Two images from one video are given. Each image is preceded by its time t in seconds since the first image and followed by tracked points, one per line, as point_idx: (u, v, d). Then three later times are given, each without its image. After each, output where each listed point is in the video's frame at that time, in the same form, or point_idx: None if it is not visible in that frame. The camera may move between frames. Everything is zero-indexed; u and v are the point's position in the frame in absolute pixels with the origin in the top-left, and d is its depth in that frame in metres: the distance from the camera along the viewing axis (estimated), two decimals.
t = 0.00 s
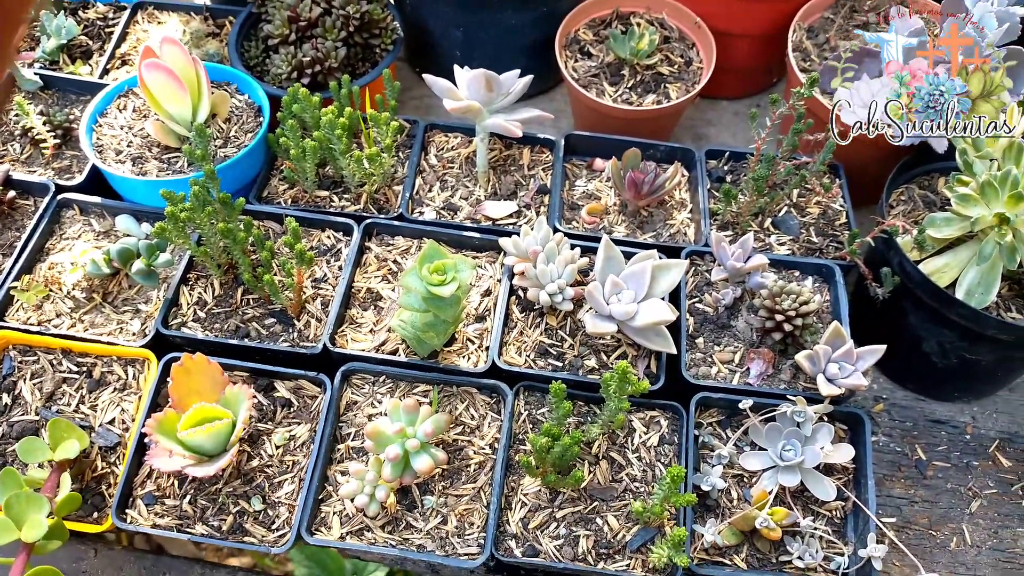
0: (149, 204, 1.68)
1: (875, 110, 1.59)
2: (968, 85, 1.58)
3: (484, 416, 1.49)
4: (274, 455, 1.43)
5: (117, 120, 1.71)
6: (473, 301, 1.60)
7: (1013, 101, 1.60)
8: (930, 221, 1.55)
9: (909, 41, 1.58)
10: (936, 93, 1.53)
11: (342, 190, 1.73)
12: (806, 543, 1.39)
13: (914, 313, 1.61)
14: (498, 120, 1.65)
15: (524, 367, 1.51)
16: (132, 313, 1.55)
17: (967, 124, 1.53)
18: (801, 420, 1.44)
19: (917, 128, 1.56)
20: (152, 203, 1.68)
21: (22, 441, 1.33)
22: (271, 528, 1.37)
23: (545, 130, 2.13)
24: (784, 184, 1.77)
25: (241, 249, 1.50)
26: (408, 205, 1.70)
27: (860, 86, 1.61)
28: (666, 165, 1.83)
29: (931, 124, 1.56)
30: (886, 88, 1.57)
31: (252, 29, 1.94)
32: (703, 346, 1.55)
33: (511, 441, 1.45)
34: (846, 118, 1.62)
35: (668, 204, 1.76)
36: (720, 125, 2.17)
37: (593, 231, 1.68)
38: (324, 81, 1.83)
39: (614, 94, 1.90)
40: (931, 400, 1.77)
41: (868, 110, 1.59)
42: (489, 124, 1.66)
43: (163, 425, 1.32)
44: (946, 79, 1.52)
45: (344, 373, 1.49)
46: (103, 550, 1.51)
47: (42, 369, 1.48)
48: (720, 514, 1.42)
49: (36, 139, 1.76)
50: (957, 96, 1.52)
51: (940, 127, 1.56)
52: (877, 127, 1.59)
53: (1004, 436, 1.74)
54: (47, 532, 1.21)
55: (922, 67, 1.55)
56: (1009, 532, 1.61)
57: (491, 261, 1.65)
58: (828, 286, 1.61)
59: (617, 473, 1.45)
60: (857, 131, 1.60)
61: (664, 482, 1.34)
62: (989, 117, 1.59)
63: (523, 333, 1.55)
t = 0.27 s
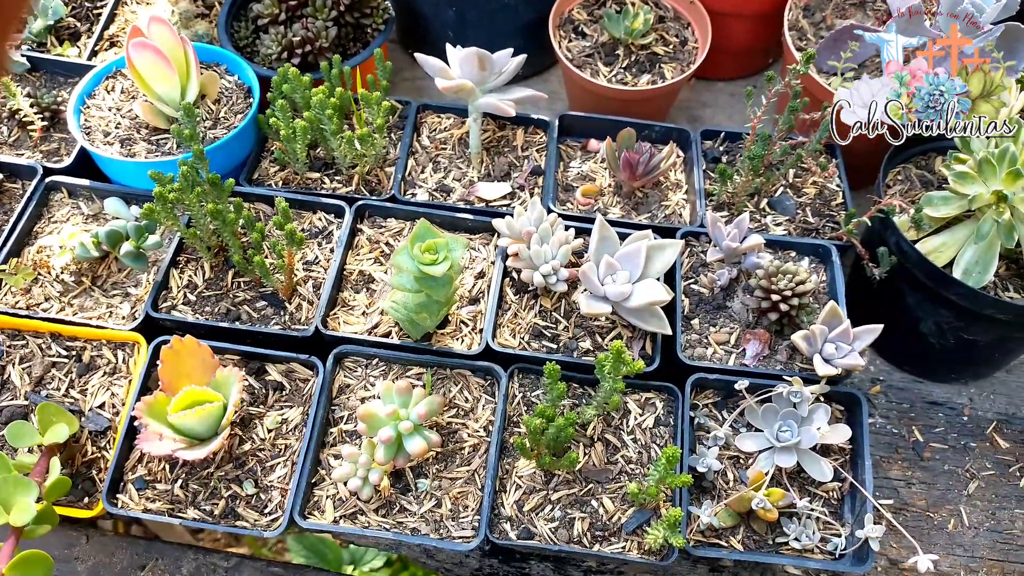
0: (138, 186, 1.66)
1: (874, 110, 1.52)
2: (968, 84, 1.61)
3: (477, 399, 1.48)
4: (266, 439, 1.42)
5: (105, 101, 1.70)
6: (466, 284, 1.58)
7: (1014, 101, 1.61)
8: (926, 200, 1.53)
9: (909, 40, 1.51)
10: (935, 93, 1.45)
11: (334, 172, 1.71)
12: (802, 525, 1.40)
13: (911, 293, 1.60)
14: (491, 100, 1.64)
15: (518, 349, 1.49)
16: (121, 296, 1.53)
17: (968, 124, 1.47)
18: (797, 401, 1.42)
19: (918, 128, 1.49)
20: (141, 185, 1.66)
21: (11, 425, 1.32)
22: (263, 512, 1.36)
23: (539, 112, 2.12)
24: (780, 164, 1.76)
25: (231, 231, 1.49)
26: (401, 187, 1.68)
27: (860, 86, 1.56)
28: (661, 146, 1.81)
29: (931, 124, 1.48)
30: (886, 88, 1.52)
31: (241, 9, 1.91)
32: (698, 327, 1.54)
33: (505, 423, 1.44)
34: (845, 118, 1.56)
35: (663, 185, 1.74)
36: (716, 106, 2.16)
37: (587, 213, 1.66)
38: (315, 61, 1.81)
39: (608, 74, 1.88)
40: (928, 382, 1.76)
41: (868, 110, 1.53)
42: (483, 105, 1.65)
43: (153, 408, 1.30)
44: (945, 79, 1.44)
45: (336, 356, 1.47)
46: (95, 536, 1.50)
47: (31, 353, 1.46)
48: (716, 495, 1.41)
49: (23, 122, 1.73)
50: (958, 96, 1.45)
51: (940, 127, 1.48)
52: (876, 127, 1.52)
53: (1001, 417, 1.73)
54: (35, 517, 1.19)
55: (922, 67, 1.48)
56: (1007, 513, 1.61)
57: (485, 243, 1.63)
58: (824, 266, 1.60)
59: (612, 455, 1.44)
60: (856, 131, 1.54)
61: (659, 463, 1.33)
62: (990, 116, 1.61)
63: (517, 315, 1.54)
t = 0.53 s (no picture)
0: (139, 190, 1.67)
1: (874, 110, 1.53)
2: (968, 84, 1.64)
3: (477, 400, 1.48)
4: (267, 441, 1.42)
5: (107, 106, 1.71)
6: (466, 286, 1.59)
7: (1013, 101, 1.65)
8: (923, 201, 1.55)
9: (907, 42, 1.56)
10: (935, 93, 1.46)
11: (334, 175, 1.72)
12: (802, 525, 1.40)
13: (910, 293, 1.61)
14: (490, 103, 1.65)
15: (517, 351, 1.50)
16: (123, 300, 1.54)
17: (968, 124, 1.48)
18: (795, 401, 1.43)
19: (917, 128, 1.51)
20: (142, 189, 1.67)
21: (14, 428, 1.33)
22: (265, 514, 1.36)
23: (537, 114, 2.13)
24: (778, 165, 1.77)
25: (232, 235, 1.50)
26: (400, 190, 1.69)
27: (860, 86, 1.56)
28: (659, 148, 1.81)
29: (930, 124, 1.50)
30: (886, 88, 1.53)
31: (242, 14, 1.92)
32: (697, 328, 1.54)
33: (505, 424, 1.45)
34: (845, 118, 1.56)
35: (661, 186, 1.75)
36: (715, 108, 2.17)
37: (586, 215, 1.67)
38: (315, 66, 1.83)
39: (606, 76, 1.89)
40: (927, 382, 1.76)
41: (868, 110, 1.53)
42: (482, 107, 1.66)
43: (154, 411, 1.31)
44: (946, 79, 1.46)
45: (336, 358, 1.48)
46: (97, 539, 1.50)
47: (34, 357, 1.47)
48: (715, 496, 1.42)
49: (25, 128, 1.75)
50: (957, 96, 1.46)
51: (939, 127, 1.49)
52: (876, 127, 1.53)
53: (1000, 416, 1.73)
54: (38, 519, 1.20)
55: (922, 67, 1.50)
56: (1006, 512, 1.61)
57: (484, 246, 1.64)
58: (822, 266, 1.61)
59: (612, 456, 1.44)
60: (856, 131, 1.55)
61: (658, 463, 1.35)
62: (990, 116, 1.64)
63: (517, 317, 1.55)
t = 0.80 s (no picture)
0: (140, 182, 1.66)
1: (874, 110, 1.53)
2: (968, 85, 1.60)
3: (479, 393, 1.48)
4: (268, 433, 1.42)
5: (107, 98, 1.70)
6: (467, 278, 1.58)
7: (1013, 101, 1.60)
8: (929, 193, 1.54)
9: (908, 41, 1.54)
10: (935, 93, 1.46)
11: (335, 167, 1.71)
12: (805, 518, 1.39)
13: (915, 286, 1.60)
14: (492, 95, 1.64)
15: (519, 343, 1.49)
16: (124, 292, 1.54)
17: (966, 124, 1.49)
18: (799, 394, 1.42)
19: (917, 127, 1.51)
20: (144, 181, 1.67)
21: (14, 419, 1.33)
22: (265, 506, 1.35)
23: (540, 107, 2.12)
24: (782, 158, 1.75)
25: (233, 227, 1.50)
26: (402, 182, 1.68)
27: (860, 86, 1.56)
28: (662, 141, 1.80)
29: (931, 124, 1.50)
30: (886, 88, 1.53)
31: (243, 6, 1.91)
32: (700, 321, 1.53)
33: (507, 417, 1.44)
34: (845, 118, 1.56)
35: (665, 179, 1.74)
36: (718, 101, 2.16)
37: (589, 207, 1.66)
38: (316, 58, 1.82)
39: (609, 69, 1.88)
40: (931, 376, 1.75)
41: (868, 110, 1.54)
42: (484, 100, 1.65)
43: (156, 403, 1.30)
44: (945, 79, 1.46)
45: (338, 350, 1.48)
46: (99, 531, 1.49)
47: (34, 349, 1.47)
48: (718, 489, 1.42)
49: (26, 120, 1.74)
50: (957, 96, 1.46)
51: (939, 127, 1.50)
52: (876, 127, 1.53)
53: (1005, 411, 1.72)
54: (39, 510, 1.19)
55: (922, 66, 1.50)
56: (1011, 507, 1.60)
57: (486, 238, 1.64)
58: (826, 259, 1.60)
59: (614, 449, 1.44)
60: (857, 131, 1.55)
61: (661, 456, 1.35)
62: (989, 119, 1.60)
63: (519, 309, 1.54)
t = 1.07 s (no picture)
0: (160, 172, 1.66)
1: (874, 110, 1.53)
2: (968, 84, 1.58)
3: (496, 388, 1.48)
4: (286, 423, 1.42)
5: (129, 88, 1.69)
6: (485, 274, 1.59)
7: (1014, 100, 1.59)
8: (948, 197, 1.54)
9: (908, 42, 1.57)
10: (936, 93, 1.47)
11: (354, 161, 1.71)
12: (822, 520, 1.39)
13: (933, 290, 1.60)
14: (513, 92, 1.64)
15: (537, 339, 1.49)
16: (143, 281, 1.54)
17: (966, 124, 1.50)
18: (817, 395, 1.42)
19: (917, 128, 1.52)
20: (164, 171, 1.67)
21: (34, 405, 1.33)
22: (283, 496, 1.36)
23: (557, 105, 2.12)
24: (801, 160, 1.75)
25: (253, 218, 1.50)
26: (420, 176, 1.68)
27: (860, 86, 1.56)
28: (681, 141, 1.80)
29: (930, 124, 1.51)
30: (886, 88, 1.53)
31: None
32: (718, 320, 1.53)
33: (524, 413, 1.44)
34: (845, 118, 1.56)
35: (683, 178, 1.74)
36: (736, 102, 2.16)
37: (607, 205, 1.66)
38: (337, 52, 1.81)
39: (628, 68, 1.88)
40: (947, 381, 1.75)
41: (868, 110, 1.53)
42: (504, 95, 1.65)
43: (175, 391, 1.31)
44: (945, 79, 1.47)
45: (357, 342, 1.48)
46: (114, 519, 1.51)
47: (54, 336, 1.48)
48: (734, 489, 1.42)
49: (46, 108, 1.75)
50: (957, 96, 1.47)
51: (939, 126, 1.50)
52: (876, 127, 1.53)
53: (1021, 417, 1.72)
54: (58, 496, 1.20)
55: (922, 67, 1.51)
56: None
57: (504, 234, 1.63)
58: (845, 262, 1.60)
59: (631, 447, 1.44)
60: (856, 132, 1.55)
61: (679, 455, 1.35)
62: (991, 116, 1.59)
63: (537, 306, 1.54)
